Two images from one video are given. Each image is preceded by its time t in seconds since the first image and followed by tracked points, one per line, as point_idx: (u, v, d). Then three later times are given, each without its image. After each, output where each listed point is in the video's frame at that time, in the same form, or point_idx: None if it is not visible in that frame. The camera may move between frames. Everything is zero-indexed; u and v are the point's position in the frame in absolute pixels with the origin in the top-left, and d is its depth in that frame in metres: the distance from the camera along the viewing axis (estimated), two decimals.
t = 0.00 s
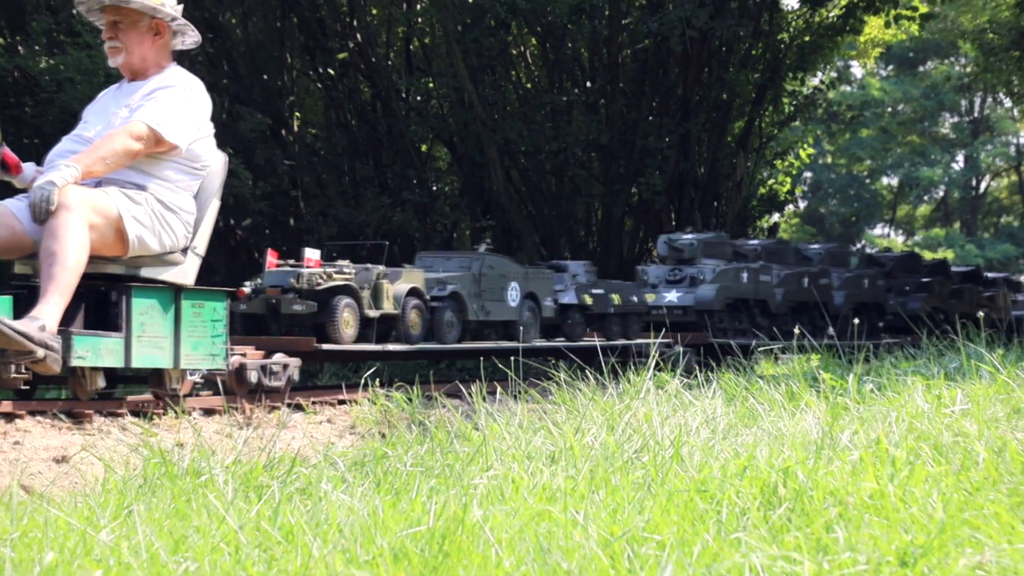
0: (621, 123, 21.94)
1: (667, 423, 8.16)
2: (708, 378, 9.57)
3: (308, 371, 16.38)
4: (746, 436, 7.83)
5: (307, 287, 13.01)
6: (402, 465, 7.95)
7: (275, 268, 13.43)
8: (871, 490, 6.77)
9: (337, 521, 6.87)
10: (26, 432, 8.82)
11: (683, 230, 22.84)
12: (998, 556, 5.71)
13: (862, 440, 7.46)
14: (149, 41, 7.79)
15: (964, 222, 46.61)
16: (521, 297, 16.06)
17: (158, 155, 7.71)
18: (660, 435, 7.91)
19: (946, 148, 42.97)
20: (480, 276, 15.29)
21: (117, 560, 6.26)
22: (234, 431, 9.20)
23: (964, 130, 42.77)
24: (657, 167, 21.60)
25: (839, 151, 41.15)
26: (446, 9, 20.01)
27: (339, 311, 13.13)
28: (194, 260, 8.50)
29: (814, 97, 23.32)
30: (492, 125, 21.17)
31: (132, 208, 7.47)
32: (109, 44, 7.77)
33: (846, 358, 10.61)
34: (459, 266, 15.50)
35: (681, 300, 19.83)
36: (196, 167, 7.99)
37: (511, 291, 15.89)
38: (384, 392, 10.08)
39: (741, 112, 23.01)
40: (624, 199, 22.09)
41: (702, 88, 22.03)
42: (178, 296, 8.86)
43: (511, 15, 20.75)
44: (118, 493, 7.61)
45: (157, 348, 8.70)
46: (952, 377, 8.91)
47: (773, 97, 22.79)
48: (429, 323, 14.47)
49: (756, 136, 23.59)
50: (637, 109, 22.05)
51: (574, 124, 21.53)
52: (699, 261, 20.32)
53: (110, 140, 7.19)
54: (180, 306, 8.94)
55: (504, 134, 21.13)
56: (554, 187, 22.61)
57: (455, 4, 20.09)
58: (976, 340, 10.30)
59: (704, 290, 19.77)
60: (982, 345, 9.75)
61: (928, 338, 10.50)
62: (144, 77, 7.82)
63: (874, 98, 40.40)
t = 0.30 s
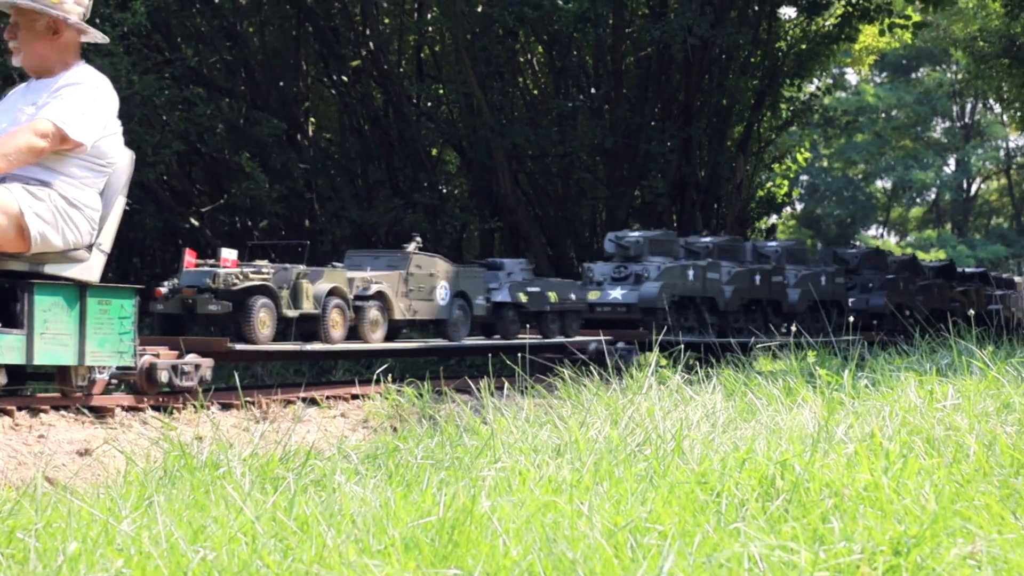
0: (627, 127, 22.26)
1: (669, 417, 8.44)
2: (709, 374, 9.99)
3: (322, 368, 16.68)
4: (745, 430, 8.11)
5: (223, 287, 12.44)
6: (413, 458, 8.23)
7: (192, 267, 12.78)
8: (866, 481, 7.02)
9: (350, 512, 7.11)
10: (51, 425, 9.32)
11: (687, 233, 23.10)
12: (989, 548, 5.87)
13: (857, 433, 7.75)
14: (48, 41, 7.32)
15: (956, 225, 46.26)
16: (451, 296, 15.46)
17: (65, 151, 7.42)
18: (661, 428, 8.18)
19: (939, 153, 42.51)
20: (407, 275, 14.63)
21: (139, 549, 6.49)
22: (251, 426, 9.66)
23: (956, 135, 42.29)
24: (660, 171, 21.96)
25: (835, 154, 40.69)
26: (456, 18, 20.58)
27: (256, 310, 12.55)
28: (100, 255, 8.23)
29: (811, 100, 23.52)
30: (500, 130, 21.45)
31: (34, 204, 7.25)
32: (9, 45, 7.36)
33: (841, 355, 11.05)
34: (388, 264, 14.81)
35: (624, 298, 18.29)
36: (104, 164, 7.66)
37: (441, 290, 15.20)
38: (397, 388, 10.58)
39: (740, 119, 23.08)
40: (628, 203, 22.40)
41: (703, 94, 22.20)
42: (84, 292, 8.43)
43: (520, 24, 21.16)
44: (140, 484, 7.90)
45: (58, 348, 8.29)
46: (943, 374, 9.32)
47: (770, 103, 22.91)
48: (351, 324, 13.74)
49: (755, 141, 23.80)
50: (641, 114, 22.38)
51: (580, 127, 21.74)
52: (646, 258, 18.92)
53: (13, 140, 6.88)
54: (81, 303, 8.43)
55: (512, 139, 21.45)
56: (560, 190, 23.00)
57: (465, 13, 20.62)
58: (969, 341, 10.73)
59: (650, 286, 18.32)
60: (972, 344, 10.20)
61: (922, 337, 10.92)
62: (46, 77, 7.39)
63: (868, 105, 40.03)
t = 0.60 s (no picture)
0: (629, 132, 22.37)
1: (671, 412, 8.68)
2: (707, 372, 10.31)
3: (333, 364, 16.93)
4: (745, 425, 8.34)
5: (130, 284, 12.16)
6: (422, 453, 8.45)
7: (103, 263, 12.51)
8: (862, 475, 7.20)
9: (360, 505, 7.30)
10: (69, 421, 9.88)
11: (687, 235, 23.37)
12: (982, 540, 5.90)
13: (854, 428, 7.99)
14: None
15: (949, 225, 45.78)
16: (375, 294, 14.97)
17: None
18: (664, 423, 8.40)
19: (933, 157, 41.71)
20: (329, 272, 14.20)
21: (154, 542, 6.67)
22: (264, 421, 10.07)
23: (949, 138, 41.49)
24: (663, 172, 22.33)
25: (833, 157, 40.26)
26: (463, 25, 20.80)
27: (164, 309, 12.29)
28: None
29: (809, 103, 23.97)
30: (506, 133, 21.58)
31: None
32: None
33: (837, 351, 11.41)
34: (310, 261, 14.35)
35: (564, 294, 16.77)
36: None
37: (364, 288, 14.77)
38: (405, 383, 10.95)
39: (739, 122, 23.46)
40: (631, 205, 22.62)
41: (704, 99, 22.44)
42: None
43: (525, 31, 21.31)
44: (156, 479, 8.12)
45: None
46: (937, 371, 9.64)
47: (768, 107, 23.15)
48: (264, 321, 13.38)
49: (755, 143, 24.25)
50: (643, 117, 22.57)
51: (585, 132, 22.01)
52: (587, 255, 17.24)
53: None
54: None
55: (517, 142, 21.59)
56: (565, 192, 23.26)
57: (473, 20, 20.86)
58: (962, 336, 11.06)
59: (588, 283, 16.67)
60: (964, 342, 10.54)
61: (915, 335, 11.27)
62: None
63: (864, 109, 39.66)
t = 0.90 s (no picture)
0: (632, 134, 22.49)
1: (673, 409, 8.81)
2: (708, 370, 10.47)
3: (341, 362, 17.12)
4: (746, 423, 8.48)
5: (26, 283, 12.45)
6: (428, 449, 8.59)
7: None
8: (861, 472, 7.30)
9: (367, 501, 7.42)
10: (82, 418, 10.21)
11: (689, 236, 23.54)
12: (978, 535, 5.97)
13: (853, 425, 8.13)
14: None
15: (947, 224, 45.65)
16: (288, 293, 15.37)
17: None
18: (666, 421, 8.53)
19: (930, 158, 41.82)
20: (239, 271, 14.61)
21: (165, 537, 6.78)
22: (274, 418, 10.26)
23: (946, 140, 41.53)
24: (665, 174, 22.41)
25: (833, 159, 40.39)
26: (469, 29, 21.10)
27: (59, 309, 12.61)
28: None
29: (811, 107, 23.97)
30: (511, 135, 21.74)
31: None
32: None
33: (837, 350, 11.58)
34: (220, 260, 14.76)
35: (497, 294, 16.52)
36: None
37: (277, 287, 15.18)
38: (411, 381, 11.12)
39: (741, 124, 23.57)
40: (633, 206, 22.75)
41: (705, 102, 22.55)
42: None
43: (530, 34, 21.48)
44: (165, 475, 8.26)
45: None
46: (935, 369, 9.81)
47: (769, 108, 23.28)
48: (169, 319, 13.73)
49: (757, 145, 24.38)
50: (645, 120, 22.68)
51: (589, 134, 22.05)
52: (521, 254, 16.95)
53: None
54: None
55: (521, 144, 21.71)
56: (568, 194, 23.41)
57: (478, 25, 21.17)
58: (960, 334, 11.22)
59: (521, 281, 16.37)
60: (961, 340, 10.70)
61: (914, 333, 11.43)
62: None
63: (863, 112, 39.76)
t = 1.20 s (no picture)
0: (637, 134, 22.79)
1: (674, 408, 8.88)
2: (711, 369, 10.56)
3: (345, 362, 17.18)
4: (748, 421, 8.54)
5: None
6: (433, 447, 8.67)
7: None
8: (862, 469, 7.35)
9: (372, 498, 7.48)
10: (88, 417, 10.26)
11: (692, 236, 23.61)
12: (979, 533, 6.02)
13: (854, 424, 8.21)
14: None
15: (948, 225, 45.62)
16: (190, 293, 14.12)
17: None
18: (669, 419, 8.60)
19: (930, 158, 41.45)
20: (136, 269, 13.50)
21: (171, 534, 6.84)
22: (278, 417, 10.34)
23: (947, 140, 41.52)
24: (668, 174, 22.46)
25: (833, 158, 40.42)
26: (473, 30, 21.06)
27: None
28: None
29: (813, 108, 24.02)
30: (515, 136, 21.83)
31: None
32: None
33: (838, 349, 11.67)
34: (117, 258, 13.64)
35: (421, 295, 15.97)
36: None
37: (177, 287, 13.96)
38: (415, 381, 11.20)
39: (743, 125, 23.59)
40: (637, 207, 22.82)
41: (707, 103, 22.69)
42: None
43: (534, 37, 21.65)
44: (172, 473, 8.33)
45: None
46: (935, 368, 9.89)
47: (771, 109, 23.45)
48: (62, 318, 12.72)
49: (759, 146, 24.46)
50: (648, 121, 22.78)
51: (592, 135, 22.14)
52: (448, 254, 16.51)
53: None
54: None
55: (525, 145, 21.80)
56: (571, 194, 23.51)
57: (483, 26, 21.15)
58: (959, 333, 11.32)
59: (445, 282, 15.96)
60: (961, 339, 10.79)
61: (914, 332, 11.53)
62: None
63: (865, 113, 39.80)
